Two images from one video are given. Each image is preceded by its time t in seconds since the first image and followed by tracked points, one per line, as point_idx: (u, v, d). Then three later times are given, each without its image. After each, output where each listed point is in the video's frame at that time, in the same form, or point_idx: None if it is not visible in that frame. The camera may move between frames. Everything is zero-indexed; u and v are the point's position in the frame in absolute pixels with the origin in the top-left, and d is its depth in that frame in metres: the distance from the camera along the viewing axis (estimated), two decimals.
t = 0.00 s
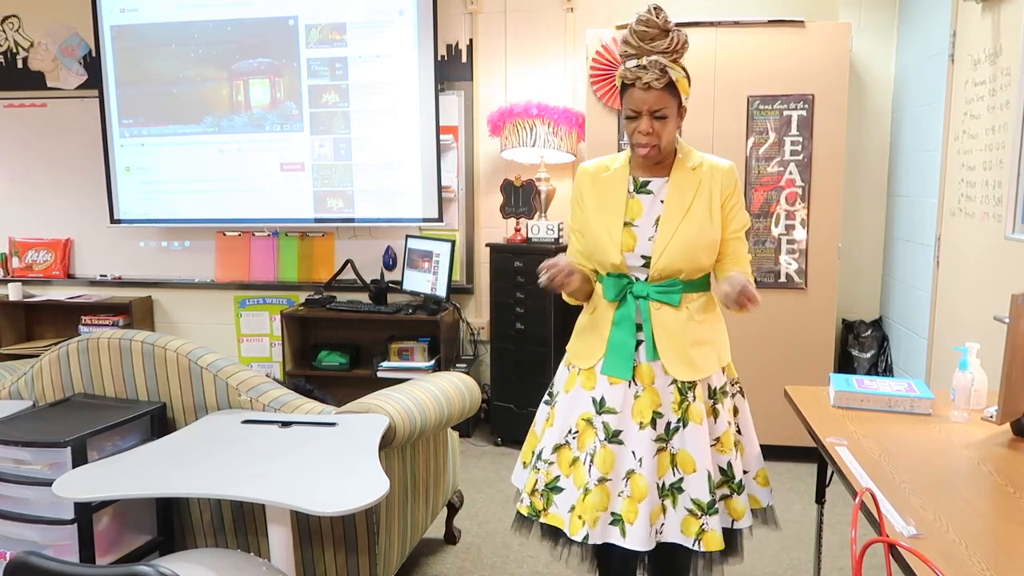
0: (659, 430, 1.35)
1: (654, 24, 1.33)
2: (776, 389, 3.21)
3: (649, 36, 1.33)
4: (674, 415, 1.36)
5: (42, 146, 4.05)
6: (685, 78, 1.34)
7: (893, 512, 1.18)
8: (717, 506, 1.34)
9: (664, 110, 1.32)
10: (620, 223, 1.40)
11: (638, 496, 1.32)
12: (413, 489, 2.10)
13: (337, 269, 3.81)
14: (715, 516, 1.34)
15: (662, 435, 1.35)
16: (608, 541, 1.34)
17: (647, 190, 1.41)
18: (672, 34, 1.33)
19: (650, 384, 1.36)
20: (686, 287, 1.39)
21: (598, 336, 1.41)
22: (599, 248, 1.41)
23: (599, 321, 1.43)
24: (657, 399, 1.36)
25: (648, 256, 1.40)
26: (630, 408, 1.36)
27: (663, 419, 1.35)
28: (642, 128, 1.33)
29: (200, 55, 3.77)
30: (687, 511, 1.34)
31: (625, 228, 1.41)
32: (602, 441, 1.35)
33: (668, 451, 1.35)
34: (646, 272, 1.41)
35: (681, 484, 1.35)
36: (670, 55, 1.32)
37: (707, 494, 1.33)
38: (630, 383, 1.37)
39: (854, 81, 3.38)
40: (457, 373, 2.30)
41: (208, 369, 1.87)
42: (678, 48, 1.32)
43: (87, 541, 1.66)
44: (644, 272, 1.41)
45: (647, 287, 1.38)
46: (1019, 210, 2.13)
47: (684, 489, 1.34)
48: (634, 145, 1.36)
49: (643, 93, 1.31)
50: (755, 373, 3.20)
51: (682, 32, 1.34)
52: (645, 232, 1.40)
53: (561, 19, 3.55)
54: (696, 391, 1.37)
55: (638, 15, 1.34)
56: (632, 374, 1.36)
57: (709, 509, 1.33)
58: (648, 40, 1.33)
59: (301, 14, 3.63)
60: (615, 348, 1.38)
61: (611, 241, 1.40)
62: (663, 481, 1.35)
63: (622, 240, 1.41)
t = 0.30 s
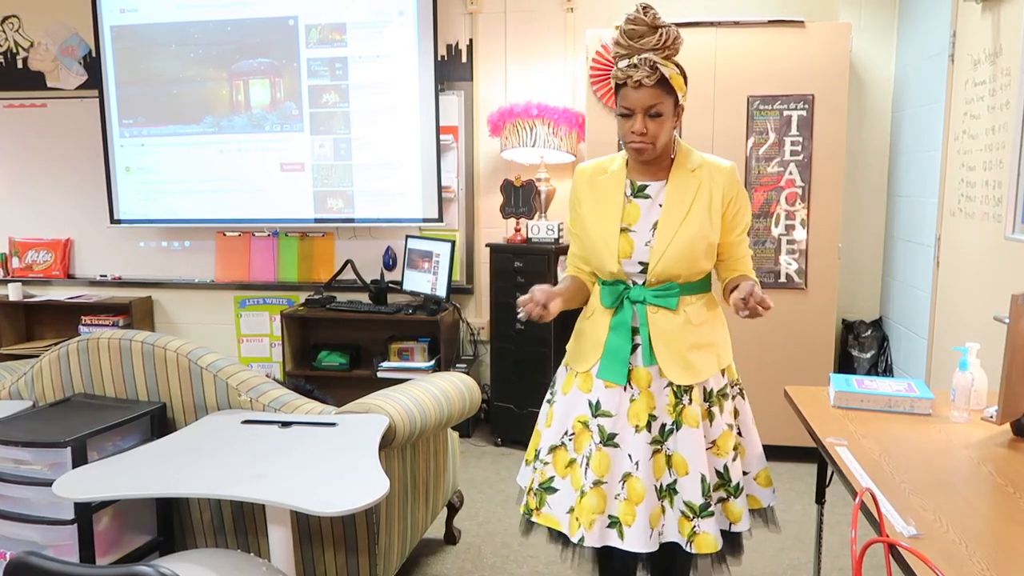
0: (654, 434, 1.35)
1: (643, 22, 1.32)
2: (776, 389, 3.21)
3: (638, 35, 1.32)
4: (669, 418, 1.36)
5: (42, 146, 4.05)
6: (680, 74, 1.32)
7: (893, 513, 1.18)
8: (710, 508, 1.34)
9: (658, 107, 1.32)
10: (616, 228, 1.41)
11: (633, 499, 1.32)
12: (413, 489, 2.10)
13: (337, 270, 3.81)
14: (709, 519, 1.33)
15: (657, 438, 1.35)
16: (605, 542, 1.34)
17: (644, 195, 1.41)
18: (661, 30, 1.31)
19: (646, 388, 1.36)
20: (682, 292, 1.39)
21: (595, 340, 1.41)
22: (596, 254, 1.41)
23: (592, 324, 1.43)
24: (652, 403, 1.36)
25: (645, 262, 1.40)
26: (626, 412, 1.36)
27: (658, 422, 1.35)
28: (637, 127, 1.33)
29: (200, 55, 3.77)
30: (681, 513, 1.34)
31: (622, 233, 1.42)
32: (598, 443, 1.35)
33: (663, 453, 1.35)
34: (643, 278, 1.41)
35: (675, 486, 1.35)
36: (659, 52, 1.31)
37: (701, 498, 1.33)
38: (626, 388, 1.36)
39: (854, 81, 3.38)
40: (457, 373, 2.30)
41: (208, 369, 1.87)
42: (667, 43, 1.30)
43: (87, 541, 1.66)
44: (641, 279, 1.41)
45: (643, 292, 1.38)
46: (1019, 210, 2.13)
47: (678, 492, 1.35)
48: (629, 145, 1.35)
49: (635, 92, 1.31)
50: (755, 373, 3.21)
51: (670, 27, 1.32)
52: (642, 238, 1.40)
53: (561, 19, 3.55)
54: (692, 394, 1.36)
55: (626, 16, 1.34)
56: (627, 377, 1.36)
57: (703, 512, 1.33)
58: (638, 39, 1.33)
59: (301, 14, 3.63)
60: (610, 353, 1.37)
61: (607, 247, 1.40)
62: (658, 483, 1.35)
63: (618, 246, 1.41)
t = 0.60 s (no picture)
0: (659, 435, 1.35)
1: (636, 32, 1.32)
2: (775, 390, 3.21)
3: (632, 44, 1.32)
4: (674, 419, 1.36)
5: (42, 146, 4.05)
6: (673, 84, 1.34)
7: (893, 513, 1.18)
8: (723, 506, 1.34)
9: (653, 117, 1.32)
10: (612, 236, 1.40)
11: (640, 501, 1.32)
12: (413, 490, 2.10)
13: (337, 270, 3.81)
14: (722, 517, 1.34)
15: (663, 440, 1.35)
16: (610, 546, 1.33)
17: (638, 201, 1.41)
18: (655, 40, 1.32)
19: (650, 390, 1.36)
20: (682, 292, 1.39)
21: (595, 345, 1.40)
22: (594, 263, 1.42)
23: (592, 329, 1.42)
24: (657, 405, 1.35)
25: (643, 272, 1.40)
26: (630, 414, 1.36)
27: (663, 424, 1.35)
28: (630, 138, 1.32)
29: (199, 56, 3.77)
30: (693, 513, 1.34)
31: (619, 240, 1.41)
32: (601, 446, 1.35)
33: (670, 455, 1.35)
34: (642, 284, 1.41)
35: (685, 488, 1.34)
36: (654, 63, 1.32)
37: (712, 496, 1.33)
38: (629, 391, 1.36)
39: (855, 81, 3.38)
40: (457, 373, 2.30)
41: (208, 369, 1.87)
42: (662, 54, 1.32)
43: (87, 541, 1.66)
44: (640, 284, 1.41)
45: (643, 295, 1.38)
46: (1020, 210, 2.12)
47: (688, 492, 1.34)
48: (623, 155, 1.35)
49: (630, 103, 1.31)
50: (755, 373, 3.21)
51: (664, 38, 1.33)
52: (638, 245, 1.40)
53: (561, 19, 3.55)
54: (697, 393, 1.37)
55: (618, 24, 1.34)
56: (631, 380, 1.36)
57: (715, 510, 1.33)
58: (631, 48, 1.33)
59: (301, 14, 3.63)
60: (610, 358, 1.37)
61: (603, 255, 1.40)
62: (667, 485, 1.35)
63: (616, 255, 1.41)
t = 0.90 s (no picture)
0: (658, 435, 1.35)
1: (636, 31, 1.33)
2: (775, 390, 3.21)
3: (632, 43, 1.32)
4: (673, 419, 1.36)
5: (42, 146, 4.05)
6: (673, 83, 1.34)
7: (893, 513, 1.18)
8: (721, 506, 1.34)
9: (653, 115, 1.32)
10: (610, 236, 1.40)
11: (638, 501, 1.32)
12: (413, 490, 2.10)
13: (337, 270, 3.82)
14: (719, 517, 1.34)
15: (661, 440, 1.35)
16: (609, 546, 1.33)
17: (637, 201, 1.41)
18: (655, 39, 1.33)
19: (649, 390, 1.36)
20: (680, 293, 1.39)
21: (593, 345, 1.41)
22: (592, 263, 1.41)
23: (590, 329, 1.43)
24: (656, 405, 1.35)
25: (641, 272, 1.40)
26: (629, 414, 1.36)
27: (662, 424, 1.35)
28: (631, 136, 1.32)
29: (199, 56, 3.77)
30: (691, 513, 1.34)
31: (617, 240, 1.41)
32: (600, 446, 1.35)
33: (668, 455, 1.35)
34: (640, 284, 1.41)
35: (683, 488, 1.34)
36: (653, 62, 1.32)
37: (709, 496, 1.33)
38: (628, 391, 1.36)
39: (855, 81, 3.38)
40: (457, 373, 2.31)
41: (208, 369, 1.87)
42: (662, 53, 1.32)
43: (87, 541, 1.66)
44: (638, 284, 1.41)
45: (642, 295, 1.38)
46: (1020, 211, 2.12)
47: (686, 492, 1.34)
48: (623, 153, 1.35)
49: (630, 100, 1.31)
50: (755, 373, 3.21)
51: (664, 37, 1.34)
52: (637, 245, 1.40)
53: (561, 19, 3.55)
54: (695, 394, 1.37)
55: (619, 22, 1.34)
56: (629, 381, 1.36)
57: (713, 510, 1.33)
58: (631, 47, 1.33)
59: (301, 15, 3.63)
60: (609, 358, 1.37)
61: (601, 255, 1.40)
62: (664, 485, 1.35)
63: (614, 255, 1.40)
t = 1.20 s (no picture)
0: (659, 435, 1.35)
1: (638, 28, 1.33)
2: (776, 390, 3.20)
3: (634, 39, 1.32)
4: (675, 418, 1.36)
5: (42, 146, 4.05)
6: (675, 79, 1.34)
7: (893, 513, 1.18)
8: (723, 505, 1.35)
9: (657, 109, 1.32)
10: (611, 234, 1.40)
11: (641, 501, 1.33)
12: (413, 490, 2.10)
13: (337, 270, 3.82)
14: (722, 515, 1.34)
15: (663, 439, 1.35)
16: (612, 547, 1.34)
17: (637, 199, 1.40)
18: (657, 35, 1.32)
19: (651, 390, 1.36)
20: (681, 292, 1.39)
21: (593, 345, 1.41)
22: (592, 261, 1.41)
23: (590, 328, 1.43)
24: (657, 404, 1.35)
25: (643, 270, 1.39)
26: (631, 414, 1.36)
27: (664, 423, 1.35)
28: (635, 129, 1.32)
29: (199, 56, 3.77)
30: (694, 511, 1.34)
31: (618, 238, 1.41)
32: (602, 447, 1.35)
33: (670, 454, 1.35)
34: (641, 282, 1.41)
35: (685, 486, 1.34)
36: (656, 58, 1.31)
37: (711, 494, 1.33)
38: (629, 391, 1.36)
39: (855, 81, 3.38)
40: (457, 373, 2.31)
41: (208, 369, 1.87)
42: (664, 49, 1.31)
43: (87, 541, 1.66)
44: (638, 283, 1.41)
45: (643, 294, 1.37)
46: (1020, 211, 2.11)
47: (688, 491, 1.34)
48: (626, 147, 1.35)
49: (634, 94, 1.31)
50: (755, 373, 3.20)
51: (666, 34, 1.33)
52: (637, 242, 1.40)
53: (561, 19, 3.55)
54: (697, 393, 1.37)
55: (621, 20, 1.34)
56: (631, 381, 1.36)
57: (715, 508, 1.34)
58: (634, 43, 1.32)
59: (301, 15, 3.63)
60: (610, 358, 1.37)
61: (601, 253, 1.40)
62: (667, 484, 1.35)
63: (615, 252, 1.40)
